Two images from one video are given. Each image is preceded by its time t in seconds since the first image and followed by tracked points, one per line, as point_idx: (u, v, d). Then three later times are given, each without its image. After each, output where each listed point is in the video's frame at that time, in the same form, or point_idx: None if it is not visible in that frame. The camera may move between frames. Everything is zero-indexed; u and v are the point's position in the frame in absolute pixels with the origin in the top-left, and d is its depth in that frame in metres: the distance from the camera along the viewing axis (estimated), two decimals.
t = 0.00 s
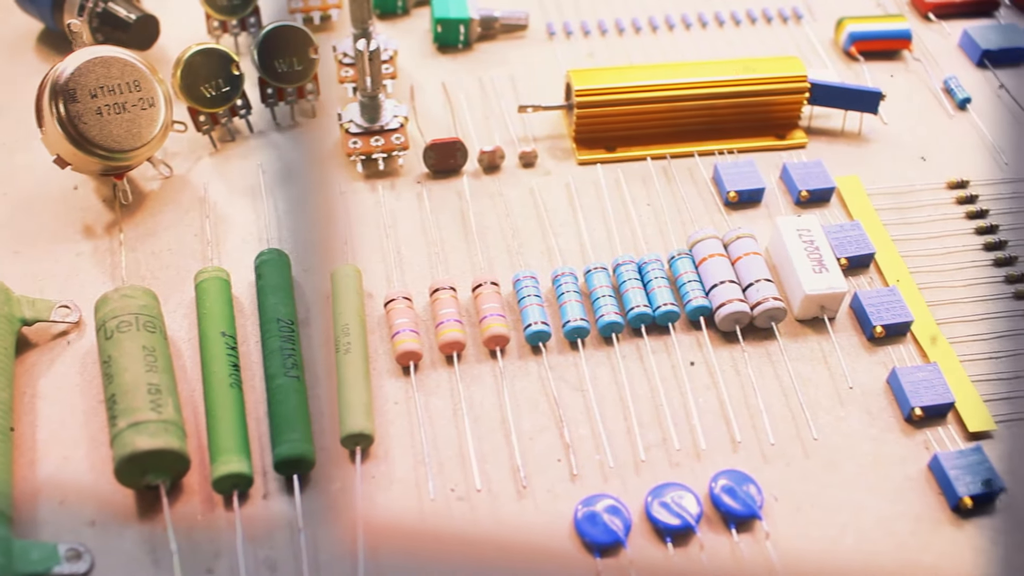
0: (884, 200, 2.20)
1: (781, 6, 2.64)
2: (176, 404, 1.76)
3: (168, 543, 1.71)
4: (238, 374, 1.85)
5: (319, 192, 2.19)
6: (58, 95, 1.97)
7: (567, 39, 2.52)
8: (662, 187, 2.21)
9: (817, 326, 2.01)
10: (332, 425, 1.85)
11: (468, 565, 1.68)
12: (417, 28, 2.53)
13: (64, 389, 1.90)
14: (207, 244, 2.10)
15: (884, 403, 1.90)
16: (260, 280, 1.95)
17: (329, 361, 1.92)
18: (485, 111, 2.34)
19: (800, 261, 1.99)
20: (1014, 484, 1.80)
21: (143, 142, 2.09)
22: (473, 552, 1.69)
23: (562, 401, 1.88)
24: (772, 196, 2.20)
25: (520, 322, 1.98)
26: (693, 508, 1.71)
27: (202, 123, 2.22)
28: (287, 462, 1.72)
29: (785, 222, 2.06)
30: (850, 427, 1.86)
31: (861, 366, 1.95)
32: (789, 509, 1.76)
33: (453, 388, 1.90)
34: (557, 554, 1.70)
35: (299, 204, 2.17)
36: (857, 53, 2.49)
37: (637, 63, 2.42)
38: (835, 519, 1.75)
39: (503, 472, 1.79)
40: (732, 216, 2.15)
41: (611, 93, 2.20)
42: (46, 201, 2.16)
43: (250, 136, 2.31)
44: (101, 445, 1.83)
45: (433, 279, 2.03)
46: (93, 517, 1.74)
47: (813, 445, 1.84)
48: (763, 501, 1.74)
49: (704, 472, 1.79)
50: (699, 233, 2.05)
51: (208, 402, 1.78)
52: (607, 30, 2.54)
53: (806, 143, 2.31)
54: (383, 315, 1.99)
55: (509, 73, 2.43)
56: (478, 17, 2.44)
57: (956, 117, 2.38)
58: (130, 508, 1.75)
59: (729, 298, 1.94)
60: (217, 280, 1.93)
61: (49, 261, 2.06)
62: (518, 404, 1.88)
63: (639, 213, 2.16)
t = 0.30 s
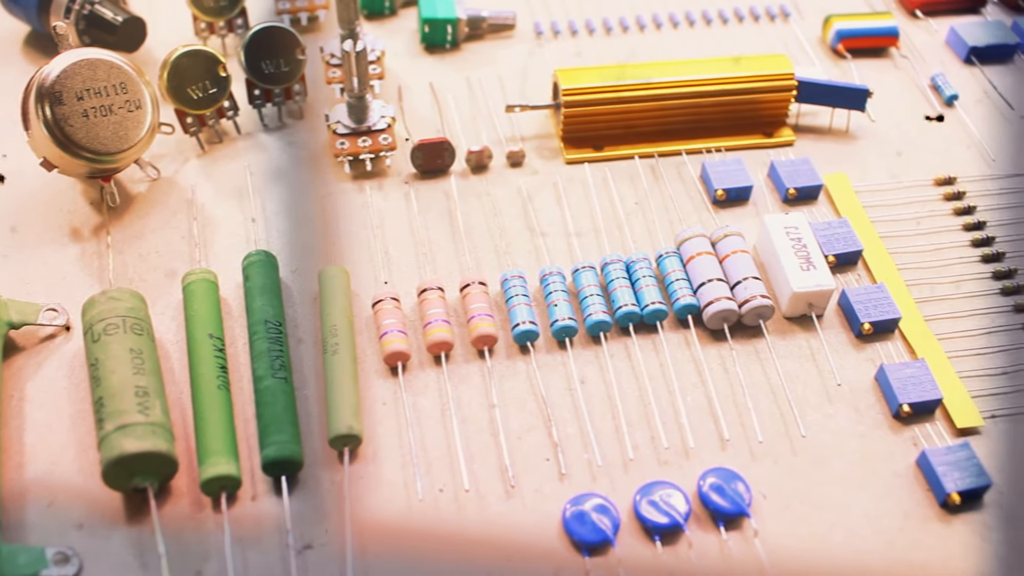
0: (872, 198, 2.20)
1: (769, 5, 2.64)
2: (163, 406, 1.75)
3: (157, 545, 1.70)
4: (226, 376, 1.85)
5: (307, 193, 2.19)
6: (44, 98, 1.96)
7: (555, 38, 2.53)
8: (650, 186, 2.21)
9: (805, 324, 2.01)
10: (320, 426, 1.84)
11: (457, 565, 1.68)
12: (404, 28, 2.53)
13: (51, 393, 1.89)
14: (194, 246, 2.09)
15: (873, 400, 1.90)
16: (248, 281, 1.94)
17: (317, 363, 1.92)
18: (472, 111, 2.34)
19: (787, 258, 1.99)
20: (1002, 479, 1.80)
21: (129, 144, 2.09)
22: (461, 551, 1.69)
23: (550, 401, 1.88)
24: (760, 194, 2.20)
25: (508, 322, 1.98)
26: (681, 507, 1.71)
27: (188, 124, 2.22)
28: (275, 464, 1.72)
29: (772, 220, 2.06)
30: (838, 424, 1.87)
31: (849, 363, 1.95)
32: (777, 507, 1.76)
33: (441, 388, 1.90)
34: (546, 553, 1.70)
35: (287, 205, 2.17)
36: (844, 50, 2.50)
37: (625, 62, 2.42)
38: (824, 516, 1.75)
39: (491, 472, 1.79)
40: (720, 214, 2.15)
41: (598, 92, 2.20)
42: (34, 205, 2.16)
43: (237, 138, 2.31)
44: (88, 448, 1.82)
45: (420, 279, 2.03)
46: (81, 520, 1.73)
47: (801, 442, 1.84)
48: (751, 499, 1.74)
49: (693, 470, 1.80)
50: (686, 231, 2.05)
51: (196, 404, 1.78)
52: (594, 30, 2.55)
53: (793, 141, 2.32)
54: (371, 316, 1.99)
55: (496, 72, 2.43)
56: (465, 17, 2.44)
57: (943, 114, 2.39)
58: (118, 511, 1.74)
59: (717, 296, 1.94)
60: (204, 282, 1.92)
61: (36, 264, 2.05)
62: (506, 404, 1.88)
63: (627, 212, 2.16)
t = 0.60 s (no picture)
0: (861, 196, 2.20)
1: (758, 3, 2.65)
2: (152, 408, 1.75)
3: (146, 548, 1.70)
4: (216, 377, 1.84)
5: (296, 194, 2.19)
6: (31, 100, 1.96)
7: (544, 38, 2.53)
8: (639, 185, 2.21)
9: (795, 322, 2.02)
10: (310, 427, 1.84)
11: (446, 565, 1.68)
12: (393, 29, 2.53)
13: (40, 396, 1.88)
14: (184, 248, 2.09)
15: (863, 397, 1.90)
16: (237, 283, 1.94)
17: (307, 364, 1.91)
18: (462, 110, 2.34)
19: (776, 257, 1.99)
20: (992, 475, 1.80)
21: (118, 146, 2.09)
22: (451, 551, 1.69)
23: (540, 400, 1.88)
24: (749, 192, 2.20)
25: (497, 322, 1.98)
26: (671, 505, 1.71)
27: (177, 126, 2.21)
28: (265, 465, 1.72)
29: (761, 218, 2.06)
30: (828, 422, 1.87)
31: (838, 360, 1.95)
32: (767, 505, 1.76)
33: (430, 389, 1.90)
34: (536, 553, 1.69)
35: (276, 206, 2.17)
36: (834, 48, 2.50)
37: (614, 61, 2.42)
38: (813, 513, 1.75)
39: (481, 472, 1.79)
40: (709, 212, 2.15)
41: (587, 92, 2.20)
42: (22, 207, 2.15)
43: (226, 139, 2.31)
44: (78, 451, 1.82)
45: (410, 279, 2.03)
46: (70, 523, 1.72)
47: (790, 440, 1.84)
48: (741, 497, 1.74)
49: (682, 468, 1.80)
50: (675, 230, 2.06)
51: (185, 406, 1.78)
52: (583, 29, 2.55)
53: (782, 139, 2.32)
54: (360, 317, 1.99)
55: (485, 72, 2.43)
56: (454, 17, 2.44)
57: (932, 111, 2.39)
58: (107, 514, 1.74)
59: (706, 294, 1.94)
60: (193, 284, 1.92)
61: (25, 267, 2.05)
62: (496, 404, 1.88)
63: (616, 211, 2.16)
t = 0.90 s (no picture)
0: (851, 193, 2.21)
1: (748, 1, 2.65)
2: (143, 411, 1.74)
3: (137, 549, 1.69)
4: (206, 379, 1.84)
5: (286, 194, 2.19)
6: (20, 103, 1.95)
7: (535, 37, 2.53)
8: (629, 184, 2.21)
9: (785, 320, 2.02)
10: (301, 428, 1.84)
11: (438, 565, 1.68)
12: (383, 29, 2.53)
13: (30, 398, 1.88)
14: (174, 249, 2.09)
15: (854, 395, 1.91)
16: (228, 284, 1.94)
17: (298, 365, 1.91)
18: (452, 110, 2.34)
19: (767, 255, 2.00)
20: (983, 472, 1.80)
21: (108, 147, 2.08)
22: (442, 551, 1.69)
23: (530, 400, 1.88)
24: (740, 191, 2.21)
25: (488, 322, 1.98)
26: (662, 504, 1.71)
27: (168, 128, 2.21)
28: (256, 466, 1.71)
29: (751, 217, 2.06)
30: (819, 420, 1.87)
31: (829, 358, 1.96)
32: (758, 503, 1.76)
33: (421, 389, 1.90)
34: (527, 552, 1.69)
35: (266, 208, 2.16)
36: (824, 46, 2.50)
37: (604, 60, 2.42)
38: (805, 511, 1.75)
39: (472, 472, 1.79)
40: (699, 211, 2.16)
41: (577, 91, 2.20)
42: (12, 210, 2.15)
43: (216, 140, 2.30)
44: (68, 453, 1.81)
45: (400, 280, 2.03)
46: (61, 526, 1.72)
47: (781, 438, 1.84)
48: (732, 496, 1.74)
49: (673, 467, 1.80)
50: (666, 229, 2.06)
51: (175, 408, 1.77)
52: (574, 28, 2.55)
53: (773, 137, 2.32)
54: (351, 318, 1.99)
55: (476, 72, 2.43)
56: (444, 17, 2.45)
57: (922, 109, 2.40)
58: (98, 516, 1.73)
59: (696, 293, 1.94)
60: (184, 285, 1.92)
61: (15, 269, 2.05)
62: (486, 404, 1.88)
63: (606, 210, 2.16)
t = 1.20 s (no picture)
0: (842, 191, 2.21)
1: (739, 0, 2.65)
2: (134, 412, 1.74)
3: (129, 551, 1.69)
4: (198, 380, 1.84)
5: (278, 195, 2.19)
6: (10, 105, 1.95)
7: (526, 37, 2.53)
8: (621, 183, 2.21)
9: (777, 318, 2.02)
10: (293, 429, 1.84)
11: (430, 565, 1.68)
12: (375, 29, 2.53)
13: (21, 401, 1.88)
14: (165, 251, 2.09)
15: (845, 393, 1.91)
16: (219, 285, 1.94)
17: (289, 365, 1.91)
18: (443, 110, 2.34)
19: (758, 253, 2.00)
20: (975, 469, 1.81)
21: (99, 149, 2.07)
22: (435, 550, 1.69)
23: (522, 400, 1.88)
24: (731, 189, 2.21)
25: (479, 322, 1.98)
26: (654, 503, 1.71)
27: (158, 129, 2.21)
28: (248, 468, 1.71)
29: (743, 215, 2.06)
30: (810, 418, 1.87)
31: (821, 356, 1.96)
32: (750, 501, 1.76)
33: (413, 389, 1.90)
34: (519, 551, 1.69)
35: (258, 209, 2.16)
36: (815, 45, 2.51)
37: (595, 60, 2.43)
38: (797, 509, 1.75)
39: (464, 472, 1.79)
40: (691, 210, 2.16)
41: (568, 90, 2.20)
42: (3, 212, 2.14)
43: (208, 142, 2.30)
44: (60, 455, 1.81)
45: (392, 280, 2.03)
46: (53, 528, 1.72)
47: (773, 436, 1.84)
48: (724, 495, 1.74)
49: (665, 466, 1.80)
50: (657, 228, 2.06)
51: (167, 410, 1.77)
52: (565, 28, 2.55)
53: (764, 136, 2.32)
54: (343, 318, 1.99)
55: (467, 72, 2.43)
56: (435, 17, 2.45)
57: (913, 106, 2.40)
58: (90, 518, 1.73)
59: (688, 292, 1.94)
60: (175, 287, 1.91)
61: (6, 272, 2.04)
62: (478, 404, 1.88)
63: (598, 209, 2.16)
